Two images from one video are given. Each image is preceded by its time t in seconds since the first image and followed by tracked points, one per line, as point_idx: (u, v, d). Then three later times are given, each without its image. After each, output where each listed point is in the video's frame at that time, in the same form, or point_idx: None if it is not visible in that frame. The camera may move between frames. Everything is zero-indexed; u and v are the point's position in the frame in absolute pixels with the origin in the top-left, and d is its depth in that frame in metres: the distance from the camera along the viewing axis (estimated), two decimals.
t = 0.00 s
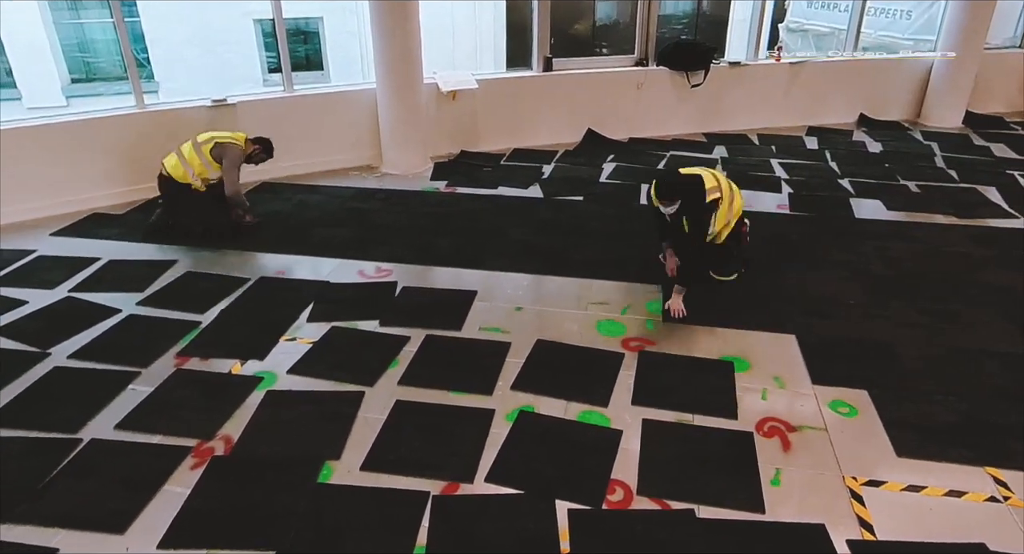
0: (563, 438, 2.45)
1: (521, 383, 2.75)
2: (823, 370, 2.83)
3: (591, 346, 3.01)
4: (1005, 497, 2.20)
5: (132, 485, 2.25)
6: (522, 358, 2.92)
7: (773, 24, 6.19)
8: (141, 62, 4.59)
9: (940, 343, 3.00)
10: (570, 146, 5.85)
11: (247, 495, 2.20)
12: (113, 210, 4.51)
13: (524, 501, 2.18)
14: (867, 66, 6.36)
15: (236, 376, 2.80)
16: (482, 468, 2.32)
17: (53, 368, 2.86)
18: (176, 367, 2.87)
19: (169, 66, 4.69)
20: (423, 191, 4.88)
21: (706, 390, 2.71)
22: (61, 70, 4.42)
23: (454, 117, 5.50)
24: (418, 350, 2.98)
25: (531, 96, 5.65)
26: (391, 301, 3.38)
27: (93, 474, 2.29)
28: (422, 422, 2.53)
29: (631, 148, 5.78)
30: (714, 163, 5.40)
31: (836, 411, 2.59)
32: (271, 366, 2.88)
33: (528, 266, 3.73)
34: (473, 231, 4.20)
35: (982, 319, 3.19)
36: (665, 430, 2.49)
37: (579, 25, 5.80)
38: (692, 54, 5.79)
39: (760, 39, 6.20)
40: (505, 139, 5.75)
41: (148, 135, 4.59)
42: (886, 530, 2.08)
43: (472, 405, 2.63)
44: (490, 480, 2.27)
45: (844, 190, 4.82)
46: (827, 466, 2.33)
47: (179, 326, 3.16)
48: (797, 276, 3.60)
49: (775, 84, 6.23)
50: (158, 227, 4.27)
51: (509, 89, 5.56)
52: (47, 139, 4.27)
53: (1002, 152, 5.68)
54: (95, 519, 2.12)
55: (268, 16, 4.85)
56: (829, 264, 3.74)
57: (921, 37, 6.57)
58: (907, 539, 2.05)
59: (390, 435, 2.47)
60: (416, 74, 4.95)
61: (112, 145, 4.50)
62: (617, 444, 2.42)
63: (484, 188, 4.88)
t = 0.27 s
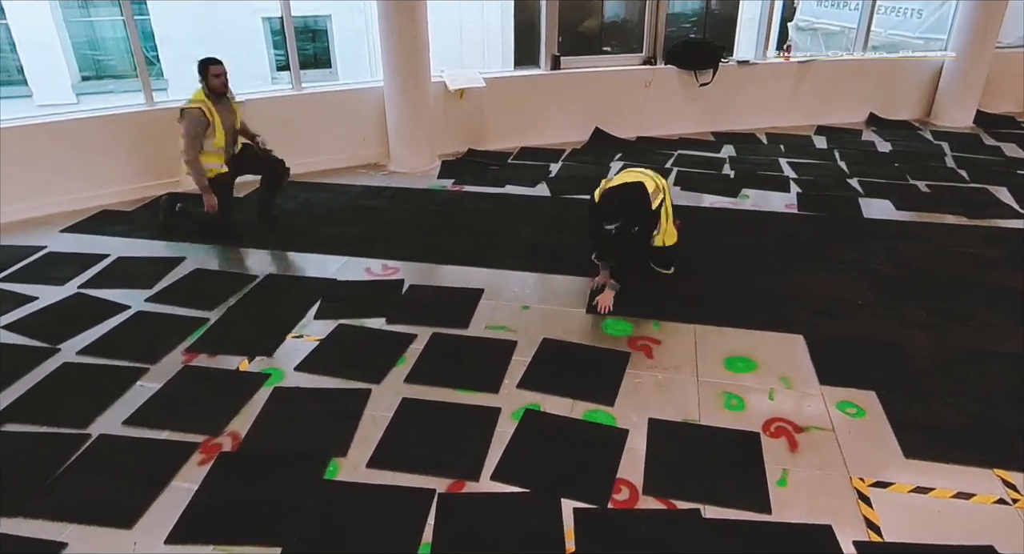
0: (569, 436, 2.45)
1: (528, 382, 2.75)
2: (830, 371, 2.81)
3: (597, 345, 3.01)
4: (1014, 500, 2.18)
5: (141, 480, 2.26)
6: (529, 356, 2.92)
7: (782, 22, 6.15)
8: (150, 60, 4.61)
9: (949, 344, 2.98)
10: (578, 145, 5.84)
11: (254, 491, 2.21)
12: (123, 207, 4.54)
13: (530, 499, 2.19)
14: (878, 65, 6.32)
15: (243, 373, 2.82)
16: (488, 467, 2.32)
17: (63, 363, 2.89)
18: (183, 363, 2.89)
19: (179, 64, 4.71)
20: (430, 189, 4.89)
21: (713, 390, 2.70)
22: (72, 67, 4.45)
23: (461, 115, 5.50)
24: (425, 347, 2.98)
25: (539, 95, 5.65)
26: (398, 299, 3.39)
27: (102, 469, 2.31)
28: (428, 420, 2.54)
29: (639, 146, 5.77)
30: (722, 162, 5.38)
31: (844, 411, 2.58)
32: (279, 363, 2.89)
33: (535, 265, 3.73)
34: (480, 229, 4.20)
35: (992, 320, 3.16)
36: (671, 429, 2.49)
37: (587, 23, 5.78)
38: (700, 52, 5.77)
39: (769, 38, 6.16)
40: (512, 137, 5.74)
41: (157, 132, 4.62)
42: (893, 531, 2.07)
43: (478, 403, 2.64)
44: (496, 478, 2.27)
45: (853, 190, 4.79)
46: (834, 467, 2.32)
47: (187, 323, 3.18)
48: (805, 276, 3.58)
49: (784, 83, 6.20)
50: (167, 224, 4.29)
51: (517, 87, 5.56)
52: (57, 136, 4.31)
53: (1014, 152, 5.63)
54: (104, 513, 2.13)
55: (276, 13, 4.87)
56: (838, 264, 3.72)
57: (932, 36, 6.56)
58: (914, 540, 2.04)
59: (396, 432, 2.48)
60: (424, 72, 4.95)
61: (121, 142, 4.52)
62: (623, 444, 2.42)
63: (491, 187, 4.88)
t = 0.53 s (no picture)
0: (574, 435, 2.45)
1: (534, 381, 2.75)
2: (838, 371, 2.80)
3: (604, 344, 3.00)
4: None
5: (148, 477, 2.28)
6: (535, 355, 2.92)
7: (791, 21, 6.14)
8: (160, 58, 4.63)
9: (958, 345, 2.96)
10: (585, 143, 5.83)
11: (261, 488, 2.22)
12: (131, 205, 4.56)
13: (535, 498, 2.19)
14: (888, 65, 6.28)
15: (250, 370, 2.83)
16: (493, 465, 2.33)
17: (72, 359, 2.91)
18: (191, 360, 2.91)
19: (187, 61, 4.74)
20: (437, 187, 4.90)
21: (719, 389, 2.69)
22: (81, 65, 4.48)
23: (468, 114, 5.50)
24: (431, 346, 2.99)
25: (546, 93, 5.64)
26: (404, 297, 3.39)
27: (110, 465, 2.33)
28: (434, 418, 2.54)
29: (647, 145, 5.76)
30: (730, 161, 5.36)
31: (850, 412, 2.57)
32: (286, 360, 2.90)
33: (542, 264, 3.73)
34: (487, 227, 4.20)
35: (1002, 321, 3.14)
36: (677, 429, 2.48)
37: (595, 21, 5.78)
38: (708, 51, 5.75)
39: (778, 36, 6.16)
40: (520, 136, 5.74)
41: (166, 130, 4.64)
42: (901, 533, 2.06)
43: (484, 401, 2.64)
44: (502, 477, 2.27)
45: (862, 190, 4.76)
46: (841, 468, 2.31)
47: (195, 320, 3.20)
48: (813, 276, 3.57)
49: (793, 82, 6.17)
50: (175, 222, 4.31)
51: (524, 86, 5.55)
52: (67, 134, 4.33)
53: None
54: (112, 509, 2.15)
55: (284, 12, 4.87)
56: (846, 263, 3.70)
57: (943, 35, 6.51)
58: (921, 542, 2.03)
59: (402, 430, 2.48)
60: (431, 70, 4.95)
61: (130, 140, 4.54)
62: (629, 443, 2.42)
63: (499, 185, 4.89)
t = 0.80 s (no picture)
0: (581, 434, 2.45)
1: (540, 379, 2.75)
2: (846, 372, 2.79)
3: (610, 343, 3.00)
4: None
5: (156, 472, 2.29)
6: (542, 354, 2.92)
7: (800, 19, 6.13)
8: (169, 56, 4.66)
9: (967, 347, 2.94)
10: (592, 142, 5.82)
11: (268, 484, 2.23)
12: (140, 202, 4.59)
13: (541, 497, 2.19)
14: (898, 64, 6.24)
15: (258, 367, 2.84)
16: (499, 464, 2.33)
17: (82, 355, 2.93)
18: (199, 357, 2.92)
19: (196, 59, 4.76)
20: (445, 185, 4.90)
21: (726, 390, 2.68)
22: (92, 63, 4.51)
23: (476, 113, 5.50)
24: (437, 344, 2.99)
25: (554, 92, 5.64)
26: (411, 295, 3.40)
27: (119, 460, 2.34)
28: (440, 416, 2.54)
29: (655, 144, 5.74)
30: (738, 160, 5.34)
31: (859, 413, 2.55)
32: (293, 358, 2.91)
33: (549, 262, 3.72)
34: (493, 226, 4.20)
35: (1012, 323, 3.11)
36: (684, 429, 2.48)
37: (603, 20, 5.78)
38: (717, 50, 5.75)
39: (787, 35, 6.15)
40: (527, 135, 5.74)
41: (175, 128, 4.66)
42: (909, 535, 2.05)
43: (490, 400, 2.64)
44: (507, 476, 2.27)
45: (871, 189, 4.74)
46: (848, 469, 2.30)
47: (203, 317, 3.21)
48: (821, 277, 3.55)
49: (802, 81, 6.14)
50: (184, 219, 4.33)
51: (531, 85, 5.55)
52: (77, 131, 4.36)
53: None
54: (120, 504, 2.16)
55: (293, 10, 4.89)
56: (854, 264, 3.68)
57: (954, 34, 6.46)
58: (929, 544, 2.02)
59: (409, 428, 2.49)
60: (439, 69, 4.96)
61: (140, 138, 4.57)
62: (635, 442, 2.42)
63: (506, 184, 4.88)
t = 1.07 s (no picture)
0: (587, 433, 2.45)
1: (546, 378, 2.75)
2: (853, 373, 2.77)
3: (617, 342, 3.00)
4: None
5: (164, 468, 2.30)
6: (548, 353, 2.92)
7: (810, 18, 6.09)
8: (178, 54, 4.67)
9: (977, 348, 2.92)
10: (600, 141, 5.81)
11: (275, 481, 2.24)
12: (149, 199, 4.61)
13: (546, 495, 2.19)
14: (908, 63, 6.21)
15: (265, 363, 2.86)
16: (505, 462, 2.33)
17: (90, 351, 2.94)
18: (207, 353, 2.93)
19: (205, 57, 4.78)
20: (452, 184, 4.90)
21: (732, 390, 2.68)
22: (102, 61, 4.53)
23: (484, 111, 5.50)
24: (444, 342, 3.00)
25: (561, 90, 5.63)
26: (418, 293, 3.40)
27: (127, 456, 2.36)
28: (446, 414, 2.55)
29: (663, 143, 5.73)
30: (746, 159, 5.32)
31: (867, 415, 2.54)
32: (300, 355, 2.92)
33: (556, 261, 3.72)
34: (500, 224, 4.20)
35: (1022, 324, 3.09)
36: (690, 429, 2.48)
37: (612, 19, 5.76)
38: (726, 49, 5.72)
39: (797, 34, 6.13)
40: (535, 133, 5.73)
41: (184, 126, 4.68)
42: (916, 537, 2.04)
43: (496, 398, 2.64)
44: (513, 474, 2.28)
45: (880, 189, 4.71)
46: (855, 470, 2.29)
47: (211, 314, 3.23)
48: (829, 277, 3.53)
49: (812, 80, 6.11)
50: (192, 216, 4.35)
51: (539, 83, 5.55)
52: (87, 129, 4.38)
53: None
54: (128, 499, 2.18)
55: (302, 8, 4.90)
56: (863, 264, 3.66)
57: (965, 33, 6.43)
58: (936, 546, 2.00)
59: (415, 426, 2.49)
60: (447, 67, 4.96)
61: (149, 135, 4.59)
62: (641, 441, 2.42)
63: (513, 183, 4.88)
